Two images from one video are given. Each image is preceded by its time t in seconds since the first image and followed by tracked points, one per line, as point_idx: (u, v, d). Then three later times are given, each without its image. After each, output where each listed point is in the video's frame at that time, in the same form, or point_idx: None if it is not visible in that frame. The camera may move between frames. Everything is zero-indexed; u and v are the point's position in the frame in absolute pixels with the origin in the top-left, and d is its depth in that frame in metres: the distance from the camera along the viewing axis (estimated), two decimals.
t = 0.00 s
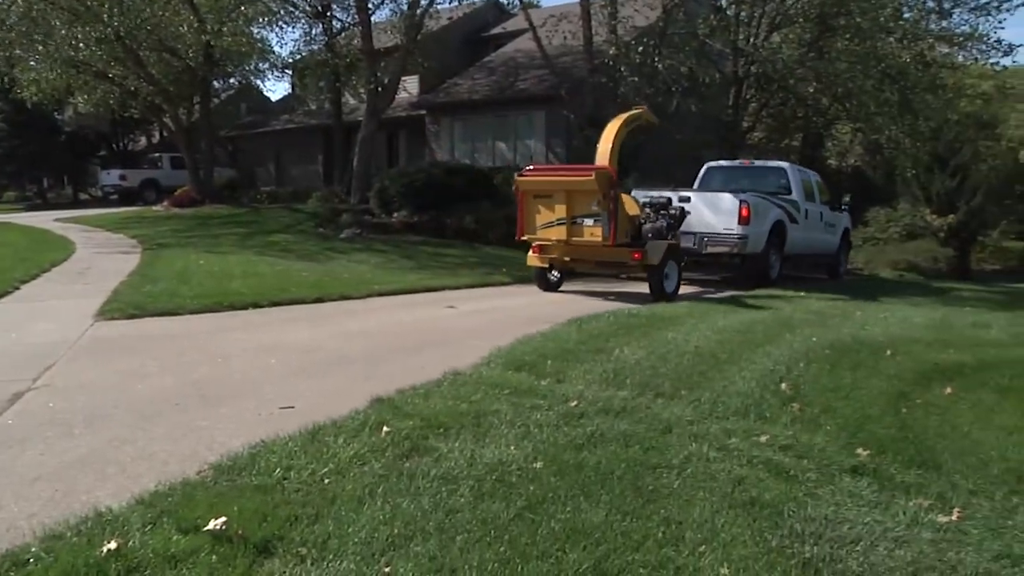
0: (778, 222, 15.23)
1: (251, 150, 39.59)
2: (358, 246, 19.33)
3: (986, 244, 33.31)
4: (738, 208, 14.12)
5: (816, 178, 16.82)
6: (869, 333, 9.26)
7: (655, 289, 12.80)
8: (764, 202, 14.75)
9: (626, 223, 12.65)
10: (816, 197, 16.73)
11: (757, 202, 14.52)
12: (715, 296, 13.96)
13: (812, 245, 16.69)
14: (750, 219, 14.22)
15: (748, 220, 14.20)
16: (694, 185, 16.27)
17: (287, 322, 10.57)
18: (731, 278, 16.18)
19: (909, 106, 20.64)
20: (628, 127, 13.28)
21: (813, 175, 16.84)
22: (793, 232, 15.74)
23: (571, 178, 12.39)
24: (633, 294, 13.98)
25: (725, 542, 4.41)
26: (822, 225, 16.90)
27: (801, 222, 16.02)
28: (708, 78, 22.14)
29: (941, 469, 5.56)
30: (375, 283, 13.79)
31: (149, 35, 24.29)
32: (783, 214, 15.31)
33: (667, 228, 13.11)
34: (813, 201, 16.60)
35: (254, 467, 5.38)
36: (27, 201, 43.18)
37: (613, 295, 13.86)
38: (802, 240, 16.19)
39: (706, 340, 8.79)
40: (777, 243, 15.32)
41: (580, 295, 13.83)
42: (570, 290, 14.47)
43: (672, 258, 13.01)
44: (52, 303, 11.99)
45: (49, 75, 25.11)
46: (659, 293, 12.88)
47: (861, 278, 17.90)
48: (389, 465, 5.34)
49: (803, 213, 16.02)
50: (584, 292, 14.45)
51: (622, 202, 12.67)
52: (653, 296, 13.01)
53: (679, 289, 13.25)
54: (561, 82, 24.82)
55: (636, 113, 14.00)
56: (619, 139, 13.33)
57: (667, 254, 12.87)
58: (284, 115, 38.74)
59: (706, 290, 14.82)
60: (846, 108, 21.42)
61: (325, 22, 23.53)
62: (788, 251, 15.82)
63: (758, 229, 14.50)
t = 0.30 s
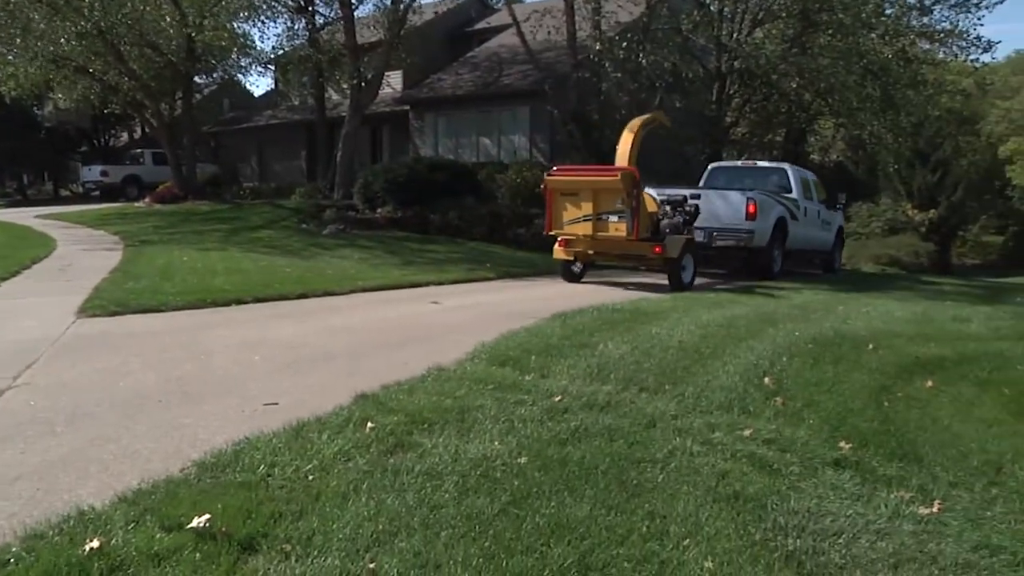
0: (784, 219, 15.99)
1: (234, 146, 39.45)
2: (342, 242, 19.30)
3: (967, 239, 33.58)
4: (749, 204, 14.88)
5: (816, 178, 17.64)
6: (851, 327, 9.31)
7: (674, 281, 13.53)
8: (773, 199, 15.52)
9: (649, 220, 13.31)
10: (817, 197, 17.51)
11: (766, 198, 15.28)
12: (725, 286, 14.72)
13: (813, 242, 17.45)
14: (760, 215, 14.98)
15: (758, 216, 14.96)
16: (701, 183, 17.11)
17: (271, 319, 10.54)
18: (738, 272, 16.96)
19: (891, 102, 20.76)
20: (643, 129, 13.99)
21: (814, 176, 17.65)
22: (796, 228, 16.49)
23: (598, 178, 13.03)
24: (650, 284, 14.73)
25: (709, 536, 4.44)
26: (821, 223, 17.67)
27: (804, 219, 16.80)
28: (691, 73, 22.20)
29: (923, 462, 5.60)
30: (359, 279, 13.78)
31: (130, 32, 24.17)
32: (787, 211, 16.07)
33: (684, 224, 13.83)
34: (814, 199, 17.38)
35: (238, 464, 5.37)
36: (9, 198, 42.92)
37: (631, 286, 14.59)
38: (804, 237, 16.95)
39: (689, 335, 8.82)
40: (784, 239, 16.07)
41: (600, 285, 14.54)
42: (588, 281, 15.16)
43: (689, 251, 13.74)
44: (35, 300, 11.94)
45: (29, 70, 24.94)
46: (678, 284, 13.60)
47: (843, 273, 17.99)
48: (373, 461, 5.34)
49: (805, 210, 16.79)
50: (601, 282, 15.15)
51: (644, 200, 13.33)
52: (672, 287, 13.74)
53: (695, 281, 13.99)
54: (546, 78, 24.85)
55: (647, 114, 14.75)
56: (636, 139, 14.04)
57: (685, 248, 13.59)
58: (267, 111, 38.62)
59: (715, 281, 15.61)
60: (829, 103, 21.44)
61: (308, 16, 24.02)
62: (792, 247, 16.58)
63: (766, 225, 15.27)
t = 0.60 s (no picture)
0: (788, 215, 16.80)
1: (223, 142, 39.29)
2: (332, 238, 19.25)
3: (954, 232, 33.79)
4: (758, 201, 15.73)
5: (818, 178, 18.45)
6: (840, 321, 9.34)
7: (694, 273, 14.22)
8: (779, 197, 16.36)
9: (671, 216, 14.06)
10: (817, 194, 18.27)
11: (773, 196, 16.12)
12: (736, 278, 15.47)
13: (813, 237, 18.22)
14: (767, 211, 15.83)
15: (766, 213, 15.81)
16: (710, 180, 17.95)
17: (260, 314, 10.52)
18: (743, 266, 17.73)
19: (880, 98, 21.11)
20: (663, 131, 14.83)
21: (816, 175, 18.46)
22: (799, 224, 17.28)
23: (625, 177, 13.82)
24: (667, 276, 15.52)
25: (699, 530, 4.44)
26: (822, 219, 18.44)
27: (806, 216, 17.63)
28: (681, 68, 22.22)
29: (911, 455, 5.63)
30: (349, 274, 13.77)
31: (117, 26, 24.04)
32: (792, 207, 16.89)
33: (703, 220, 14.57)
34: (815, 197, 18.14)
35: (226, 461, 5.36)
36: None
37: (651, 278, 15.31)
38: (805, 232, 17.72)
39: (679, 329, 8.85)
40: (788, 234, 16.90)
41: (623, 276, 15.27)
42: (610, 274, 15.89)
43: (707, 246, 14.43)
44: (22, 295, 11.88)
45: (15, 64, 24.79)
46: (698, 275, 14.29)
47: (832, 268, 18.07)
48: (363, 457, 5.33)
49: (807, 206, 17.62)
50: (622, 274, 15.88)
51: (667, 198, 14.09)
52: (692, 279, 14.44)
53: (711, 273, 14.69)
54: (536, 72, 24.85)
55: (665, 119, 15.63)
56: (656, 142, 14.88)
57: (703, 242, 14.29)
58: (256, 106, 38.56)
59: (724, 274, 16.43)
60: (818, 98, 21.43)
61: (296, 11, 23.88)
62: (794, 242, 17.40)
63: (773, 220, 16.11)
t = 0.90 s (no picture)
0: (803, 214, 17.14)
1: (222, 138, 39.26)
2: (332, 234, 19.23)
3: (954, 228, 33.82)
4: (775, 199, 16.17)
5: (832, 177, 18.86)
6: (840, 318, 9.34)
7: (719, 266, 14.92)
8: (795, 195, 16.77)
9: (699, 212, 14.76)
10: (829, 193, 18.60)
11: (790, 194, 16.56)
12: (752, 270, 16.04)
13: (826, 234, 18.52)
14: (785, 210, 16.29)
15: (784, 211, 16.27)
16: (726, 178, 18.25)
17: (260, 311, 10.53)
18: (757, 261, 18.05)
19: (879, 93, 20.93)
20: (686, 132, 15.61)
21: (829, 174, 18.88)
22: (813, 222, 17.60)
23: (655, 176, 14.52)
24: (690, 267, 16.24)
25: (698, 526, 4.45)
26: (834, 216, 18.74)
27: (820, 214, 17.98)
28: (682, 65, 22.21)
29: (910, 451, 5.63)
30: (350, 270, 13.78)
31: (116, 23, 23.99)
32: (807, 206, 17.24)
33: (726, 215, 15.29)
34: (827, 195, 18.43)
35: (225, 457, 5.36)
36: None
37: (675, 270, 15.99)
38: (819, 229, 18.04)
39: (678, 326, 8.85)
40: (803, 232, 17.26)
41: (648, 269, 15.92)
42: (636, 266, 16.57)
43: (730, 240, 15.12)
44: (22, 292, 11.87)
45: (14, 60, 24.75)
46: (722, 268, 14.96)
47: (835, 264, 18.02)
48: (363, 453, 5.33)
49: (821, 205, 17.99)
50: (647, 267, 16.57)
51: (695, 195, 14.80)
52: (715, 272, 15.12)
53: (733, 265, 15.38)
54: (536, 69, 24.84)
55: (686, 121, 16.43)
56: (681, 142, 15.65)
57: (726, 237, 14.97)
58: (255, 103, 38.55)
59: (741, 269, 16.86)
60: (818, 95, 21.41)
61: (296, 7, 23.60)
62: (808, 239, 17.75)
63: (790, 218, 16.54)
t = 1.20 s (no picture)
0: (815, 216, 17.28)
1: (222, 138, 39.24)
2: (331, 234, 19.22)
3: (953, 228, 33.85)
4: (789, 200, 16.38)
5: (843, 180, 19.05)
6: (838, 318, 9.33)
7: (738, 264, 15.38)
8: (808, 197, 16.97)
9: (720, 212, 15.24)
10: (839, 196, 18.74)
11: (805, 196, 16.76)
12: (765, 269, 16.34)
13: (836, 236, 18.62)
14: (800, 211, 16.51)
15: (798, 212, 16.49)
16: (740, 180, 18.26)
17: (259, 311, 10.52)
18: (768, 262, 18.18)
19: (878, 94, 20.93)
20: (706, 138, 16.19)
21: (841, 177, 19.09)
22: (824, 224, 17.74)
23: (679, 179, 15.00)
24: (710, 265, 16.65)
25: (697, 526, 4.45)
26: (844, 219, 18.87)
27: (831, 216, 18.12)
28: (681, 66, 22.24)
29: (909, 451, 5.63)
30: (349, 270, 13.78)
31: (116, 23, 23.98)
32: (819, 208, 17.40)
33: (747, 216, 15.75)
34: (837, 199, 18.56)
35: (224, 458, 5.36)
36: None
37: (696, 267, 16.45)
38: (829, 231, 18.17)
39: (678, 325, 8.85)
40: (815, 234, 17.40)
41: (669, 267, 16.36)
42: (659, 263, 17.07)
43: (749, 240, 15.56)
44: (21, 292, 11.87)
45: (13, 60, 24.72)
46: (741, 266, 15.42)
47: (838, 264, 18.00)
48: (362, 453, 5.33)
49: (832, 207, 18.15)
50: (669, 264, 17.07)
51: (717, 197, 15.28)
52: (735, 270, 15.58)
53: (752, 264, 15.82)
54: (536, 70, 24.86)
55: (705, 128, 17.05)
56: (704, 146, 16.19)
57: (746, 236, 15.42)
58: (255, 102, 38.55)
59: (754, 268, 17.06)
60: (817, 96, 21.41)
61: (295, 7, 23.54)
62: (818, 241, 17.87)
63: (804, 219, 16.75)
